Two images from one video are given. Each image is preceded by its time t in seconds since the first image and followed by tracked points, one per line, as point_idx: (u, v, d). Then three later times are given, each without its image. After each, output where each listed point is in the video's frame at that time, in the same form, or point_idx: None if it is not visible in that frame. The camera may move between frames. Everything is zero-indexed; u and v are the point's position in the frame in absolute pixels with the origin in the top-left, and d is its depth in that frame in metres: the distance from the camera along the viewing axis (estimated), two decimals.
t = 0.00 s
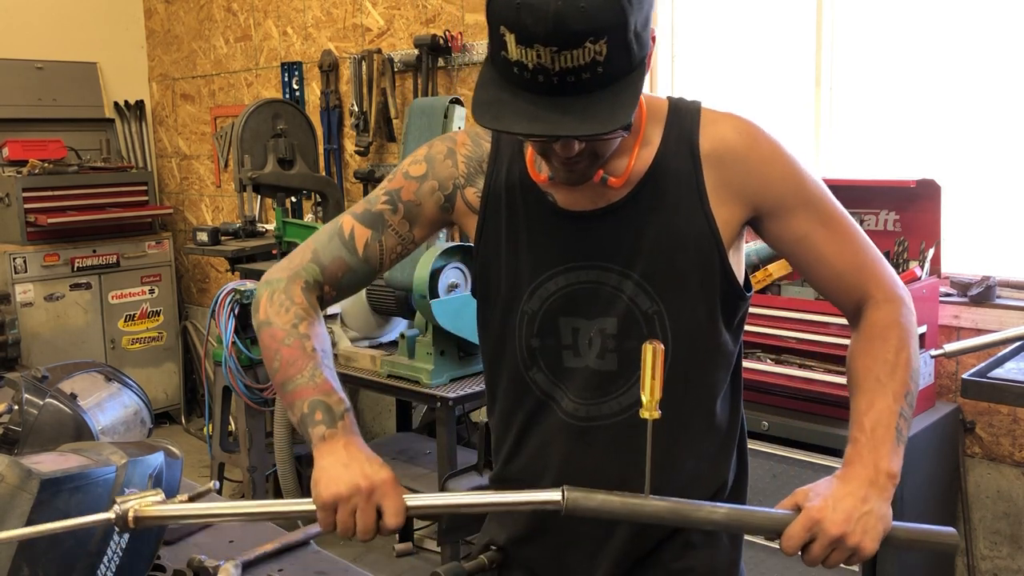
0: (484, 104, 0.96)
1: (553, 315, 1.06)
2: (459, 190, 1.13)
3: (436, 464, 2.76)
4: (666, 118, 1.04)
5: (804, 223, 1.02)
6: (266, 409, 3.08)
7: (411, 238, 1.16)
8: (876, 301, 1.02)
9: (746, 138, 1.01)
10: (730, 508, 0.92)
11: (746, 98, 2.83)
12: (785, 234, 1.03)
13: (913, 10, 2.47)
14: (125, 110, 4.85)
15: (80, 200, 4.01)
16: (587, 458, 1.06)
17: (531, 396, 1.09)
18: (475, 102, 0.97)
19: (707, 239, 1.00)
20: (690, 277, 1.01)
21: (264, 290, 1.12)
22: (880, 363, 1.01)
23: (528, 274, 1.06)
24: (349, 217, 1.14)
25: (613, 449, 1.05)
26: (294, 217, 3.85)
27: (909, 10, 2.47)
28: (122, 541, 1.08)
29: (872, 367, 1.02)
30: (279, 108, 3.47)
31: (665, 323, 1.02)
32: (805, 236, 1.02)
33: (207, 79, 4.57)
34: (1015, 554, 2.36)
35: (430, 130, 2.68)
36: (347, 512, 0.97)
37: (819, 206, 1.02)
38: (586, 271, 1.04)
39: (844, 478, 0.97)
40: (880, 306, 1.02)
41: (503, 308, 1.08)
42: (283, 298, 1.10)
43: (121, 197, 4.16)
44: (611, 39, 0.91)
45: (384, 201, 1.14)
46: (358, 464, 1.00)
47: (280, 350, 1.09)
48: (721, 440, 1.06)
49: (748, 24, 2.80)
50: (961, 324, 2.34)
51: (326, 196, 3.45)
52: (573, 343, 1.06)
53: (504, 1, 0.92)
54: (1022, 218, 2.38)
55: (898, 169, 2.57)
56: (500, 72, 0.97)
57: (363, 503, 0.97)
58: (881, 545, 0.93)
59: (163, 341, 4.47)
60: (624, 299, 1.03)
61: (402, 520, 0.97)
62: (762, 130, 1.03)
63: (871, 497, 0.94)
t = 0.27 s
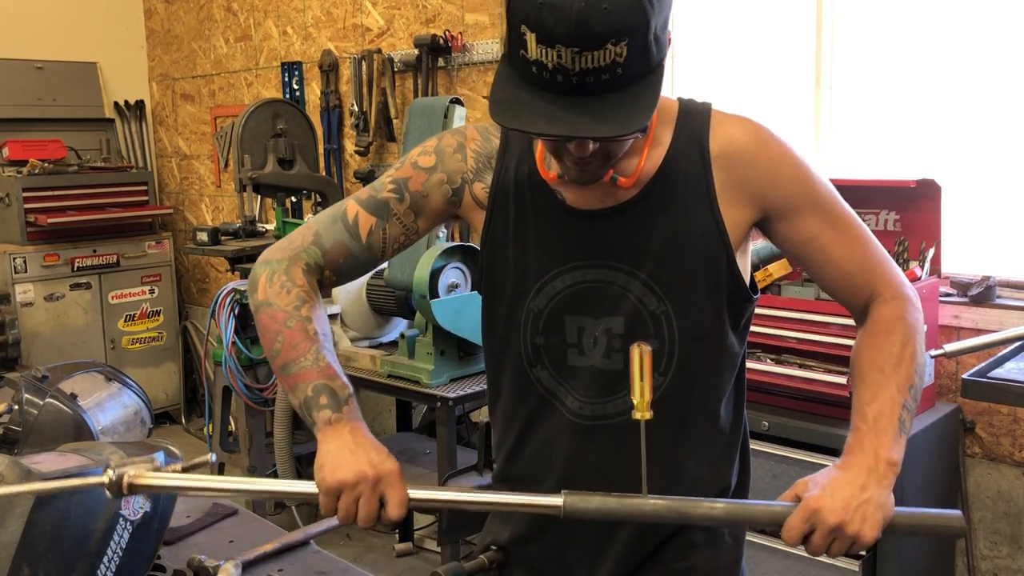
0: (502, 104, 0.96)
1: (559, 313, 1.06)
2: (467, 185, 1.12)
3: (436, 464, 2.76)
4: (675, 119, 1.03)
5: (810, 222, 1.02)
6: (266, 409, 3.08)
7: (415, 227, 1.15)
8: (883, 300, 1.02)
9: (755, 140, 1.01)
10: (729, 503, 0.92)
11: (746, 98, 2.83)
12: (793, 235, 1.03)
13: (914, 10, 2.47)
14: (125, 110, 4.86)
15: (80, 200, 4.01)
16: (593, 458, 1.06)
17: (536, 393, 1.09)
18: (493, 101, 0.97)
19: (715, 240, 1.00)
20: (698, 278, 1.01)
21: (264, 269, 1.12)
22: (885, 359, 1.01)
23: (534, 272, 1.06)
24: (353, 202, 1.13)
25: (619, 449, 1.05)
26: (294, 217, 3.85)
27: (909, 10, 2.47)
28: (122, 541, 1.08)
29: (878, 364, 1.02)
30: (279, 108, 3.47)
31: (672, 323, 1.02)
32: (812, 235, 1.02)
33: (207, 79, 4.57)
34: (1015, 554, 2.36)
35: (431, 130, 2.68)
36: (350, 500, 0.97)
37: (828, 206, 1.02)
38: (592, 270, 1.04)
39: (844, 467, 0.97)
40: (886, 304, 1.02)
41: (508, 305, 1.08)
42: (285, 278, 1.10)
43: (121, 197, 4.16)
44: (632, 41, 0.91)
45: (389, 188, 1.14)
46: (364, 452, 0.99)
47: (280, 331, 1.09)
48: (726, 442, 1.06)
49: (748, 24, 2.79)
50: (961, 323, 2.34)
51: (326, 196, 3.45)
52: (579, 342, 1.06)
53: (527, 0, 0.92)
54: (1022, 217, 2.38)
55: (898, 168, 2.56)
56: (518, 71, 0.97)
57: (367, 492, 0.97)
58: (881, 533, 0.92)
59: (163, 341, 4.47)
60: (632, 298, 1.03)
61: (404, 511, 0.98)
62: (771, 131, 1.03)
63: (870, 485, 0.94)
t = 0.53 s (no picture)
0: (512, 102, 0.96)
1: (563, 312, 1.06)
2: (471, 182, 1.12)
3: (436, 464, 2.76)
4: (681, 119, 1.03)
5: (813, 225, 1.02)
6: (266, 409, 3.08)
7: (417, 222, 1.15)
8: (885, 301, 1.02)
9: (762, 141, 1.01)
10: (724, 499, 0.92)
11: (746, 98, 2.83)
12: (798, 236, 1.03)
13: (914, 9, 2.47)
14: (125, 110, 4.86)
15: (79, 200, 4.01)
16: (595, 457, 1.06)
17: (538, 392, 1.09)
18: (503, 99, 0.97)
19: (720, 240, 1.00)
20: (702, 278, 1.01)
21: (265, 258, 1.12)
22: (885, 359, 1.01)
23: (539, 270, 1.06)
24: (357, 194, 1.13)
25: (622, 448, 1.05)
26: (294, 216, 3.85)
27: (908, 9, 2.48)
28: (122, 541, 1.08)
29: (878, 365, 1.02)
30: (279, 108, 3.47)
31: (677, 323, 1.02)
32: (816, 238, 1.02)
33: (207, 79, 4.57)
34: (1016, 554, 2.36)
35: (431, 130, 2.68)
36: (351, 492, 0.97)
37: (832, 208, 1.02)
38: (597, 269, 1.04)
39: (840, 466, 0.97)
40: (887, 305, 1.02)
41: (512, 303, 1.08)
42: (286, 268, 1.10)
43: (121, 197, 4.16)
44: (644, 41, 0.91)
45: (393, 182, 1.13)
46: (367, 444, 0.99)
47: (280, 322, 1.09)
48: (729, 442, 1.06)
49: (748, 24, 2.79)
50: (961, 323, 2.34)
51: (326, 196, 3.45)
52: (583, 340, 1.06)
53: None
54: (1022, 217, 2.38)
55: (898, 168, 2.56)
56: (528, 69, 0.97)
57: (370, 484, 0.97)
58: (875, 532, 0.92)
59: (163, 341, 4.47)
60: (637, 297, 1.03)
61: (405, 504, 0.98)
62: (777, 132, 1.03)
63: (864, 484, 0.94)
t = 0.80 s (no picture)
0: (519, 103, 0.96)
1: (566, 310, 1.06)
2: (474, 180, 1.12)
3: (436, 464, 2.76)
4: (684, 118, 1.03)
5: (814, 222, 1.02)
6: (266, 409, 3.08)
7: (418, 220, 1.15)
8: (884, 296, 1.02)
9: (764, 140, 1.01)
10: (715, 487, 0.92)
11: (746, 98, 2.83)
12: (801, 232, 1.03)
13: (914, 9, 2.47)
14: (125, 110, 4.86)
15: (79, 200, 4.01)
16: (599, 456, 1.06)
17: (540, 391, 1.09)
18: (510, 100, 0.97)
19: (723, 238, 1.00)
20: (706, 276, 1.01)
21: (266, 255, 1.12)
22: (883, 353, 1.01)
23: (542, 269, 1.06)
24: (358, 192, 1.13)
25: (625, 447, 1.05)
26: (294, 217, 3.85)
27: (908, 9, 2.48)
28: (122, 541, 1.07)
29: (876, 356, 1.01)
30: (279, 108, 3.47)
31: (681, 323, 1.02)
32: (816, 235, 1.02)
33: (207, 79, 4.57)
34: (1016, 554, 2.36)
35: (430, 131, 2.68)
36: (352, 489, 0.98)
37: (834, 205, 1.02)
38: (600, 268, 1.04)
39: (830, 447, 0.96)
40: (887, 300, 1.02)
41: (515, 302, 1.08)
42: (287, 265, 1.10)
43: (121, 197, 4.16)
44: (650, 42, 0.91)
45: (394, 179, 1.13)
46: (366, 440, 1.00)
47: (281, 319, 1.09)
48: (732, 442, 1.07)
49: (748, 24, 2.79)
50: (961, 323, 2.34)
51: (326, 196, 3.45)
52: (586, 339, 1.06)
53: None
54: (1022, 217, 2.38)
55: (899, 169, 2.56)
56: (533, 70, 0.97)
57: (369, 479, 0.97)
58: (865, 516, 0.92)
59: (163, 341, 4.47)
60: (640, 297, 1.03)
61: (405, 499, 0.98)
62: (780, 132, 1.03)
63: (855, 467, 0.94)
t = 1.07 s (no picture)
0: (520, 101, 0.96)
1: (566, 309, 1.06)
2: (475, 180, 1.12)
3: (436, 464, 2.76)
4: (684, 117, 1.03)
5: (813, 221, 1.02)
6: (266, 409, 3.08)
7: (422, 221, 1.15)
8: (883, 295, 1.02)
9: (763, 139, 1.01)
10: (677, 471, 0.91)
11: (746, 97, 2.83)
12: (800, 231, 1.03)
13: (913, 10, 2.47)
14: (125, 109, 4.86)
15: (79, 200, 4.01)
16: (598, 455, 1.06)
17: (540, 390, 1.09)
18: (511, 98, 0.97)
19: (723, 236, 0.99)
20: (705, 275, 1.01)
21: (274, 262, 1.12)
22: (879, 350, 1.01)
23: (543, 268, 1.06)
24: (363, 196, 1.14)
25: (624, 445, 1.06)
26: (294, 217, 3.85)
27: (909, 9, 2.47)
28: (122, 541, 1.07)
29: (873, 353, 1.01)
30: (279, 108, 3.47)
31: (681, 321, 1.02)
32: (816, 234, 1.02)
33: (207, 79, 4.57)
34: (1015, 554, 2.36)
35: (430, 131, 2.68)
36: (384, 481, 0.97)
37: (832, 204, 1.01)
38: (601, 267, 1.04)
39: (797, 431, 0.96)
40: (884, 298, 1.02)
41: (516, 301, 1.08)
42: (296, 270, 1.11)
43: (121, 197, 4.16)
44: (651, 39, 0.91)
45: (397, 184, 1.14)
46: (397, 434, 0.99)
47: (299, 323, 1.09)
48: (733, 442, 1.07)
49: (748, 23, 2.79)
50: (961, 323, 2.34)
51: (325, 196, 3.45)
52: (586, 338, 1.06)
53: None
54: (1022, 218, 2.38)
55: (899, 169, 2.56)
56: (534, 67, 0.97)
57: (402, 472, 0.96)
58: (831, 496, 0.90)
59: (163, 341, 4.47)
60: (641, 296, 1.03)
61: (437, 492, 0.97)
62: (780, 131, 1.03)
63: (819, 447, 0.93)
